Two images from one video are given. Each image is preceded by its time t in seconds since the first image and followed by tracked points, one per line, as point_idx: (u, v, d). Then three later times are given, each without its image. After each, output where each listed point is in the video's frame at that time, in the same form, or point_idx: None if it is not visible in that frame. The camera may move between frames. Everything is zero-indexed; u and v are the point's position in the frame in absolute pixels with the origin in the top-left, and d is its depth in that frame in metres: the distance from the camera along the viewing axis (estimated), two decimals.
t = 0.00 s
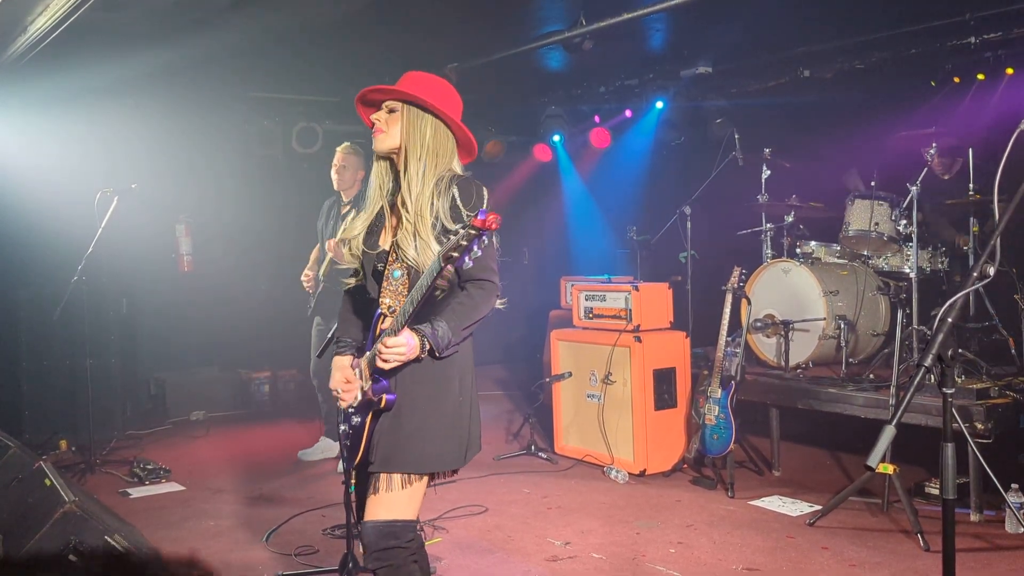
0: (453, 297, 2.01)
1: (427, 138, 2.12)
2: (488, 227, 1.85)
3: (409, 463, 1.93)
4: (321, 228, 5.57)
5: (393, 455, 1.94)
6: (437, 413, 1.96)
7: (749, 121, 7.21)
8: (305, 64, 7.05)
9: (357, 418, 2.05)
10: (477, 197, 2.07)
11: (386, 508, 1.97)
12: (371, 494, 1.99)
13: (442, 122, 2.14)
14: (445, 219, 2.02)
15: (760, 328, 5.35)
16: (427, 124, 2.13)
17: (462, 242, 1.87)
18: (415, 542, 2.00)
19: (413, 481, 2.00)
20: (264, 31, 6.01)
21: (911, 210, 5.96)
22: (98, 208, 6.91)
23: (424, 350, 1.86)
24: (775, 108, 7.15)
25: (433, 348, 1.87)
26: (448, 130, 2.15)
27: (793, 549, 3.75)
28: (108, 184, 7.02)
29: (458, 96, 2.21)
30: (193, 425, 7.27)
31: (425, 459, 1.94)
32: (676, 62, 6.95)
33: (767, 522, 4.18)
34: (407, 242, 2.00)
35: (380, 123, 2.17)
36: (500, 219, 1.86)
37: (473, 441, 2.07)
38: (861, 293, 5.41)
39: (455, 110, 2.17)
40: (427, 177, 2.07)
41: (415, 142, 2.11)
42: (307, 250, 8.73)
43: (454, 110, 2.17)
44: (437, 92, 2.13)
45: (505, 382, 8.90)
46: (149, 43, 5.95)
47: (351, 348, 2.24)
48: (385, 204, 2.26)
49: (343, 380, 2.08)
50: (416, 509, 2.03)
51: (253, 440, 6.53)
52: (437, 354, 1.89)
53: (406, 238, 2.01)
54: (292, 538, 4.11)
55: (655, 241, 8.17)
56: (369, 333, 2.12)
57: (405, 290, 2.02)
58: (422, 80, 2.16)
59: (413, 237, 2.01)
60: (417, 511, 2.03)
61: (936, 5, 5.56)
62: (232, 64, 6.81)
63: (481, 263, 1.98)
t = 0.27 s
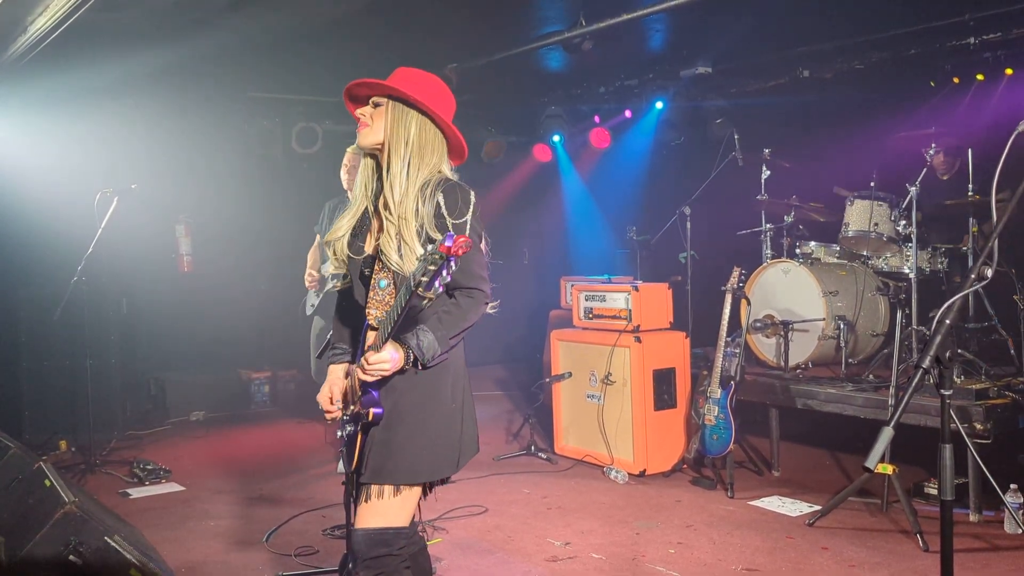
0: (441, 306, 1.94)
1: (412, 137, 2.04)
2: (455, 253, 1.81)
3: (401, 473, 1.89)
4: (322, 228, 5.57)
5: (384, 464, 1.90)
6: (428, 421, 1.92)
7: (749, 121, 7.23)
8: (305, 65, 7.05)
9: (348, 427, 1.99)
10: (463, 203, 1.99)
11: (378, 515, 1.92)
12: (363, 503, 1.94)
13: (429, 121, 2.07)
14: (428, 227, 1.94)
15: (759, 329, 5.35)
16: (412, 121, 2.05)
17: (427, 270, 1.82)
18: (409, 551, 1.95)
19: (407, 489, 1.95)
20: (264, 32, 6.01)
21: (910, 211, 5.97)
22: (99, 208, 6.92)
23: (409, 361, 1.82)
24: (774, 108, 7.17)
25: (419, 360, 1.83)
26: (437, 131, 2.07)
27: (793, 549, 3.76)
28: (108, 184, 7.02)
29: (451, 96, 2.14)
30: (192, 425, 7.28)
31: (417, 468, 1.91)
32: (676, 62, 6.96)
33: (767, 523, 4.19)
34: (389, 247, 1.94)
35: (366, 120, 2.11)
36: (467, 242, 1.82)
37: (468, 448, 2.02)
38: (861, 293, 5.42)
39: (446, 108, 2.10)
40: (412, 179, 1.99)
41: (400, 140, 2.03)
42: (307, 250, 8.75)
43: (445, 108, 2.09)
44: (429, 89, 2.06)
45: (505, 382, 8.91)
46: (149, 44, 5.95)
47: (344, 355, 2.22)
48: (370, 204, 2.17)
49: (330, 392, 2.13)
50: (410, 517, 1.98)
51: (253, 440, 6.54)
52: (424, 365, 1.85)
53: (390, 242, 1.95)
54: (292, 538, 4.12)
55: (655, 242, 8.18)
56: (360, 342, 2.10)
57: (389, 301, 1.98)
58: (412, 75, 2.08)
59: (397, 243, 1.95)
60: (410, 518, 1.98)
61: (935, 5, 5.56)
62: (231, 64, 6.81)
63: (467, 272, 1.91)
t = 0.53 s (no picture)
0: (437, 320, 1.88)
1: (402, 145, 1.98)
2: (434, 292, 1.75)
3: (398, 482, 1.86)
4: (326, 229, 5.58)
5: (380, 472, 1.86)
6: (425, 428, 1.87)
7: (749, 123, 7.24)
8: (305, 67, 7.06)
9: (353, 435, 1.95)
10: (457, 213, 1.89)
11: (374, 521, 1.89)
12: (358, 509, 1.91)
13: (417, 126, 2.01)
14: (422, 241, 1.86)
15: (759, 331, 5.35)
16: (402, 128, 1.99)
17: (409, 305, 1.79)
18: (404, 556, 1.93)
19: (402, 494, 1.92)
20: (265, 34, 6.02)
21: (910, 213, 5.98)
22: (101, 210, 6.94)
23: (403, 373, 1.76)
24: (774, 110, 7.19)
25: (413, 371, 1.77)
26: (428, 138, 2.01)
27: (793, 551, 3.76)
28: (109, 185, 7.04)
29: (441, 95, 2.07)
30: (193, 426, 7.29)
31: (414, 475, 1.87)
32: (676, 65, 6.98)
33: (767, 525, 4.19)
34: (381, 262, 1.86)
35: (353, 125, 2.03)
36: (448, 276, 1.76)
37: (463, 451, 1.98)
38: (861, 296, 5.42)
39: (437, 111, 2.04)
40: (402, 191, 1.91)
41: (389, 148, 1.97)
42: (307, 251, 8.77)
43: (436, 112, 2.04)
44: (422, 94, 1.99)
45: (505, 384, 8.92)
46: (150, 45, 5.95)
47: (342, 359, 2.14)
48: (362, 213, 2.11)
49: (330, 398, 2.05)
50: (406, 521, 1.95)
51: (254, 441, 6.55)
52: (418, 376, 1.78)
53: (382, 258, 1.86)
54: (293, 539, 4.13)
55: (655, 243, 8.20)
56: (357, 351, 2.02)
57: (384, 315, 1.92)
58: (400, 77, 2.00)
59: (389, 259, 1.87)
60: (406, 522, 1.95)
61: (936, 7, 5.56)
62: (232, 66, 6.82)
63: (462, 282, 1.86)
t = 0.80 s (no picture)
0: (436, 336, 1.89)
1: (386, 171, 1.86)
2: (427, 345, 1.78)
3: (398, 487, 1.86)
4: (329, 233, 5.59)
5: (381, 476, 1.86)
6: (427, 434, 1.88)
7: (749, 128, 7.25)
8: (306, 71, 7.06)
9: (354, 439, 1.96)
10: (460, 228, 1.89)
11: (375, 525, 1.89)
12: (359, 513, 1.91)
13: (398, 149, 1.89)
14: (424, 262, 1.83)
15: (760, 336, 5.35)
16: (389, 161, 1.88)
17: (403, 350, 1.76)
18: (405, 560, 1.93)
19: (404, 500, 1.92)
20: (265, 38, 6.03)
21: (910, 218, 5.99)
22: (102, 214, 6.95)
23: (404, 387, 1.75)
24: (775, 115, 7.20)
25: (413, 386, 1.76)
26: (406, 166, 1.87)
27: (794, 556, 3.76)
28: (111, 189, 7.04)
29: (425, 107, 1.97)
30: (193, 430, 7.29)
31: (415, 480, 1.87)
32: (676, 70, 6.99)
33: (767, 530, 4.19)
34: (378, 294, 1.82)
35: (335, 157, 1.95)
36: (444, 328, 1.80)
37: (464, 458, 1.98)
38: (862, 301, 5.42)
39: (422, 127, 1.93)
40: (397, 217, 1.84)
41: (373, 175, 1.86)
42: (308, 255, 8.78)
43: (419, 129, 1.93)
44: (397, 114, 1.90)
45: (505, 388, 8.92)
46: (151, 50, 5.96)
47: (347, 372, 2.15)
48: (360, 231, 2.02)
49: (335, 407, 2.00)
50: (407, 527, 1.95)
51: (255, 445, 6.55)
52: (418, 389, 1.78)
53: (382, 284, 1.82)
54: (293, 543, 4.13)
55: (656, 248, 8.21)
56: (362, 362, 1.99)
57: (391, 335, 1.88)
58: (375, 99, 1.92)
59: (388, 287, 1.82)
60: (407, 527, 1.94)
61: (937, 13, 5.57)
62: (233, 70, 6.83)
63: (460, 296, 1.86)
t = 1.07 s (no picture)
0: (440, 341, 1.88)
1: (395, 174, 1.90)
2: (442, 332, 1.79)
3: (400, 490, 1.86)
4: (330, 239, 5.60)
5: (384, 478, 1.86)
6: (430, 436, 1.88)
7: (750, 133, 7.26)
8: (307, 75, 7.07)
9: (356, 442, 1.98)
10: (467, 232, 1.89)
11: (377, 528, 1.90)
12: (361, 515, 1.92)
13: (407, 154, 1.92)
14: (432, 263, 1.86)
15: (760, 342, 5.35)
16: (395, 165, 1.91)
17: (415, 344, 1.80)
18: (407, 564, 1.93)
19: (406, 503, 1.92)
20: (266, 43, 6.04)
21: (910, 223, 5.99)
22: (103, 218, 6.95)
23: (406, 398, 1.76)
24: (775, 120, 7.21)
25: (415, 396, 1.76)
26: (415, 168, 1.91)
27: (795, 562, 3.76)
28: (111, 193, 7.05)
29: (432, 106, 2.00)
30: (192, 434, 7.29)
31: (417, 483, 1.87)
32: (676, 76, 7.01)
33: (768, 535, 4.19)
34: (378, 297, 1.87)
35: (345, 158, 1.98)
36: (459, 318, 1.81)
37: (467, 462, 1.98)
38: (862, 306, 5.42)
39: (430, 128, 1.97)
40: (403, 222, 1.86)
41: (382, 183, 1.90)
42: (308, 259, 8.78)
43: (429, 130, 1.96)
44: (405, 117, 1.92)
45: (506, 393, 8.92)
46: (153, 54, 5.97)
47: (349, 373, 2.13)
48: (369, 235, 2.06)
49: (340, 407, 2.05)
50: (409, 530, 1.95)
51: (255, 450, 6.55)
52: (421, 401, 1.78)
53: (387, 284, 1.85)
54: (294, 548, 4.13)
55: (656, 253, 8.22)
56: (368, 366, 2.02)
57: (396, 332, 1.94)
58: (381, 105, 1.94)
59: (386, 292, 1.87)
60: (409, 531, 1.95)
61: (937, 18, 5.58)
62: (234, 75, 6.84)
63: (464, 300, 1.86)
